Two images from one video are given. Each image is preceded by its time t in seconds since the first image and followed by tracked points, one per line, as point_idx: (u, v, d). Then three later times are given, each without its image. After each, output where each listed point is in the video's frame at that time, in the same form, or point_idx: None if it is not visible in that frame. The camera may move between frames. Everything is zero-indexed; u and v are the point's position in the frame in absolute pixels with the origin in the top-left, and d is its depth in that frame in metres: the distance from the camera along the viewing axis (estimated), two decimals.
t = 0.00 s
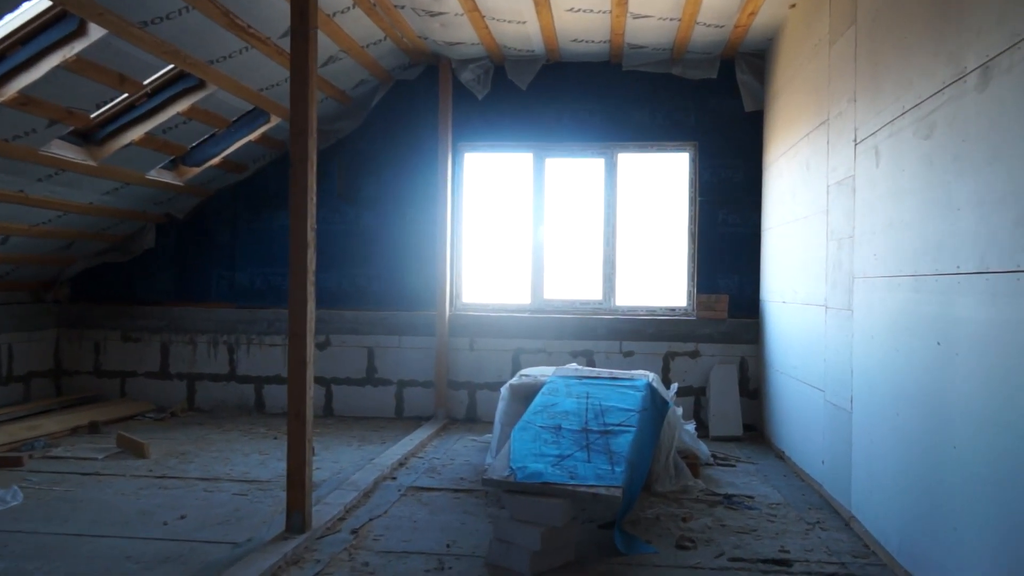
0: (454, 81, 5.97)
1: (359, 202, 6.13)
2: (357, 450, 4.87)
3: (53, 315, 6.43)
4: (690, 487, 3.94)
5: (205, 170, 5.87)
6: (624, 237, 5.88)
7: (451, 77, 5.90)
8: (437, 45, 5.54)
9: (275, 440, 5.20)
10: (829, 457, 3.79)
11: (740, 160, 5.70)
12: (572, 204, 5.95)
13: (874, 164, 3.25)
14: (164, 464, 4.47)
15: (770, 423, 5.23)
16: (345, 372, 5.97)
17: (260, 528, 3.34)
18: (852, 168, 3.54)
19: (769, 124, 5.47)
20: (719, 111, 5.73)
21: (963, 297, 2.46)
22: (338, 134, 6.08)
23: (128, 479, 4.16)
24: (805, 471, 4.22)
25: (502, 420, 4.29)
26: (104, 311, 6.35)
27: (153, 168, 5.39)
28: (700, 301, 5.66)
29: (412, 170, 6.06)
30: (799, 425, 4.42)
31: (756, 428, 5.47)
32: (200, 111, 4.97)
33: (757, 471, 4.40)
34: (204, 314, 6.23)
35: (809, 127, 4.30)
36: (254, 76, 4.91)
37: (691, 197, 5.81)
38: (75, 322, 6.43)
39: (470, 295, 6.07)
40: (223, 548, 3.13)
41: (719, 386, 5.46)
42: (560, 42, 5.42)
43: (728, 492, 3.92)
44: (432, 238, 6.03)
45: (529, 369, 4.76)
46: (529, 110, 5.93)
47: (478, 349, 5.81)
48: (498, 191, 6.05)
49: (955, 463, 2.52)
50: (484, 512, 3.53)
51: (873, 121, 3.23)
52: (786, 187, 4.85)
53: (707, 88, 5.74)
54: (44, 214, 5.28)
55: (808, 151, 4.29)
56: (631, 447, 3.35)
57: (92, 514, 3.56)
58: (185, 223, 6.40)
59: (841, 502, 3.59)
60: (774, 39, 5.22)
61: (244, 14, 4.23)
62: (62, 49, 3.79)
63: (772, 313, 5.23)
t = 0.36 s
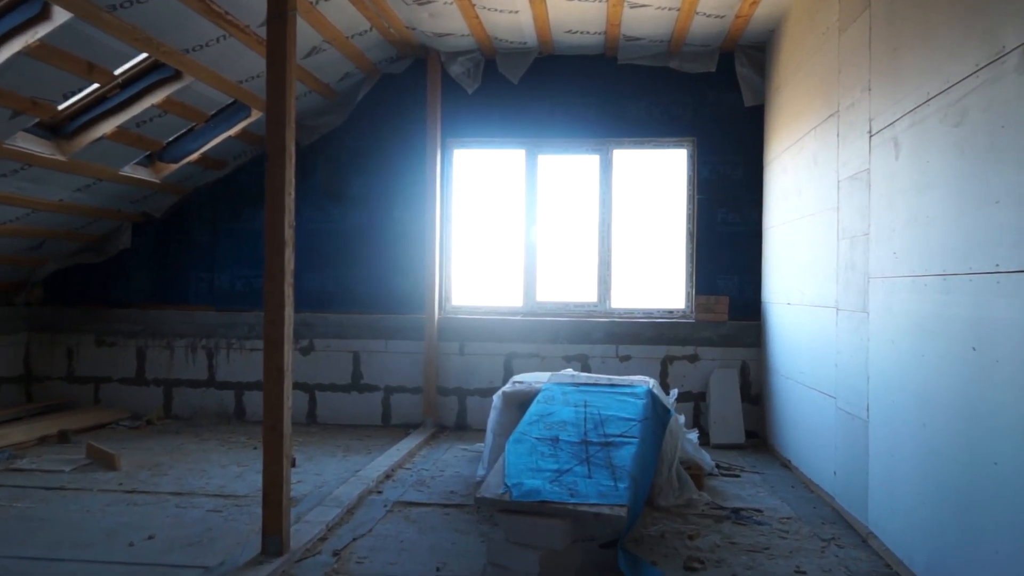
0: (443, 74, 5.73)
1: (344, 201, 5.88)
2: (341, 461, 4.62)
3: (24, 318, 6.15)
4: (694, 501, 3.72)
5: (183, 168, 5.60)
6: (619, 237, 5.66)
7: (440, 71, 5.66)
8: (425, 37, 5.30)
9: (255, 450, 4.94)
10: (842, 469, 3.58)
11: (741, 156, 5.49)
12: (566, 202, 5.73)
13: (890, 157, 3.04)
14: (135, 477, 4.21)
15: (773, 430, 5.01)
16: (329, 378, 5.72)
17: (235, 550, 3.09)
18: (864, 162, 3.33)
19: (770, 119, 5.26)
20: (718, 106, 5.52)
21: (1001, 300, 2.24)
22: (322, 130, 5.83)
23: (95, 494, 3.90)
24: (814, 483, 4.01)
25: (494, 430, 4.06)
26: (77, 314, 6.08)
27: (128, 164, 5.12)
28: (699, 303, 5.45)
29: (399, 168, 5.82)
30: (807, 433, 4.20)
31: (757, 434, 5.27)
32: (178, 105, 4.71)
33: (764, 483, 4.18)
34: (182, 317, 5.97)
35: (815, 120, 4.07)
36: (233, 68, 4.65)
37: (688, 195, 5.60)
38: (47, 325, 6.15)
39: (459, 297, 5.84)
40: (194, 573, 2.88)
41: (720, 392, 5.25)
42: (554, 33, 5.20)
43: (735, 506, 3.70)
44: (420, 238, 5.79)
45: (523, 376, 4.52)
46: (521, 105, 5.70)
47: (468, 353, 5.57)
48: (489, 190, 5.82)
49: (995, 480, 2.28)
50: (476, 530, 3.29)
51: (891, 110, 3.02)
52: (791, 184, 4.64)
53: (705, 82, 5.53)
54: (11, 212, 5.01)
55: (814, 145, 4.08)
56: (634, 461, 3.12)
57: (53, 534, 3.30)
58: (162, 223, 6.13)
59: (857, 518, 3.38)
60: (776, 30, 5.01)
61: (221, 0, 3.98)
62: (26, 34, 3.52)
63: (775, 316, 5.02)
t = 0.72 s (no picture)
0: (430, 69, 5.50)
1: (327, 201, 5.64)
2: (326, 476, 4.38)
3: None
4: (700, 518, 3.51)
5: (158, 167, 5.35)
6: (615, 239, 5.45)
7: (427, 65, 5.44)
8: (412, 29, 5.08)
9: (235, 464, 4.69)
10: (857, 483, 3.39)
11: (740, 154, 5.30)
12: (559, 203, 5.52)
13: (911, 152, 2.84)
14: (104, 498, 3.95)
15: (778, 439, 4.82)
16: (313, 387, 5.47)
17: None
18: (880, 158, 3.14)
19: (772, 115, 5.06)
20: (717, 103, 5.32)
21: None
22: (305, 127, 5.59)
23: (61, 518, 3.64)
24: (825, 497, 3.80)
25: (487, 443, 3.83)
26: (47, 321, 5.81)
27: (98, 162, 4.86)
28: (698, 307, 5.25)
29: (385, 167, 5.58)
30: (816, 444, 3.99)
31: (760, 443, 5.07)
32: (150, 100, 4.45)
33: (772, 497, 3.97)
34: (157, 324, 5.70)
35: (824, 115, 3.86)
36: (208, 60, 4.40)
37: (686, 195, 5.40)
38: (15, 334, 5.87)
39: (448, 302, 5.61)
40: None
41: (721, 400, 5.06)
42: (547, 26, 4.99)
43: (744, 523, 3.49)
44: (407, 241, 5.56)
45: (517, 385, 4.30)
46: (512, 101, 5.48)
47: (459, 361, 5.34)
48: (479, 190, 5.59)
49: None
50: (470, 555, 3.06)
51: (913, 102, 2.82)
52: (795, 183, 4.45)
53: (703, 77, 5.33)
54: None
55: (822, 141, 3.89)
56: (640, 480, 2.91)
57: (11, 564, 3.04)
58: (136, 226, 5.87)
59: (875, 537, 3.18)
60: (778, 22, 4.82)
61: None
62: None
63: (778, 319, 4.82)
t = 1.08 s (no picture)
0: (419, 64, 5.26)
1: (312, 202, 5.38)
2: (307, 493, 4.11)
3: None
4: (710, 538, 3.27)
5: (132, 166, 5.07)
6: (612, 241, 5.22)
7: (415, 59, 5.19)
8: (399, 20, 4.83)
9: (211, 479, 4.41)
10: (879, 500, 3.16)
11: (743, 152, 5.07)
12: (554, 203, 5.28)
13: (941, 143, 2.62)
14: (68, 518, 3.67)
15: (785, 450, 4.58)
16: (296, 397, 5.20)
17: None
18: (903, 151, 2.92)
19: (777, 112, 4.83)
20: (719, 99, 5.10)
21: None
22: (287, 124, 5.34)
23: (19, 541, 3.36)
24: (842, 515, 3.57)
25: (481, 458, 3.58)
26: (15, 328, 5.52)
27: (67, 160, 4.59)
28: (699, 312, 5.02)
29: (371, 166, 5.33)
30: (830, 458, 3.77)
31: (765, 455, 4.84)
32: (121, 93, 4.19)
33: (783, 515, 3.73)
34: (132, 331, 5.42)
35: (837, 107, 3.64)
36: (183, 51, 4.14)
37: (686, 194, 5.17)
38: None
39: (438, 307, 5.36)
40: None
41: (724, 409, 4.82)
42: (541, 17, 4.75)
43: (756, 543, 3.26)
44: (395, 243, 5.30)
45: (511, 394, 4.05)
46: (505, 97, 5.24)
47: (449, 369, 5.09)
48: (470, 190, 5.35)
49: None
50: None
51: (944, 89, 2.60)
52: (803, 181, 4.23)
53: (704, 72, 5.11)
54: None
55: (834, 136, 3.67)
56: (648, 502, 2.68)
57: None
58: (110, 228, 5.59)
59: (900, 559, 2.95)
60: (783, 13, 4.60)
61: None
62: None
63: (785, 325, 4.59)
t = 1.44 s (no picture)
0: (410, 56, 5.02)
1: (299, 200, 5.14)
2: (289, 508, 3.87)
3: None
4: (721, 562, 3.04)
5: (109, 163, 4.81)
6: (612, 242, 4.99)
7: (407, 51, 4.95)
8: (390, 9, 4.59)
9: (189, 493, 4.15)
10: (906, 521, 2.94)
11: (750, 150, 4.85)
12: (552, 202, 5.05)
13: (980, 133, 2.40)
14: (31, 537, 3.42)
15: (796, 463, 4.35)
16: (281, 405, 4.94)
17: None
18: (934, 144, 2.70)
19: (787, 107, 4.60)
20: (725, 94, 4.88)
21: None
22: (273, 119, 5.09)
23: None
24: (861, 535, 3.35)
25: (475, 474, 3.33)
26: None
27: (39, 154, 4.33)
28: (704, 317, 4.79)
29: (362, 163, 5.09)
30: (847, 473, 3.55)
31: (773, 467, 4.61)
32: (95, 86, 3.92)
33: (797, 534, 3.50)
34: (109, 335, 5.16)
35: (855, 99, 3.43)
36: (161, 41, 3.87)
37: (691, 193, 4.94)
38: None
39: (430, 311, 5.12)
40: None
41: (730, 419, 4.60)
42: (540, 7, 4.52)
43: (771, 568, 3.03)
44: (385, 244, 5.07)
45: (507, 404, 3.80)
46: (500, 91, 5.01)
47: (442, 376, 4.85)
48: (464, 188, 5.11)
49: None
50: None
51: (983, 75, 2.39)
52: (817, 180, 4.01)
53: (709, 65, 4.88)
54: None
55: (852, 130, 3.46)
56: (658, 529, 2.45)
57: None
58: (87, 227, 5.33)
59: None
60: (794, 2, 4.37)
61: None
62: None
63: (796, 331, 4.37)
